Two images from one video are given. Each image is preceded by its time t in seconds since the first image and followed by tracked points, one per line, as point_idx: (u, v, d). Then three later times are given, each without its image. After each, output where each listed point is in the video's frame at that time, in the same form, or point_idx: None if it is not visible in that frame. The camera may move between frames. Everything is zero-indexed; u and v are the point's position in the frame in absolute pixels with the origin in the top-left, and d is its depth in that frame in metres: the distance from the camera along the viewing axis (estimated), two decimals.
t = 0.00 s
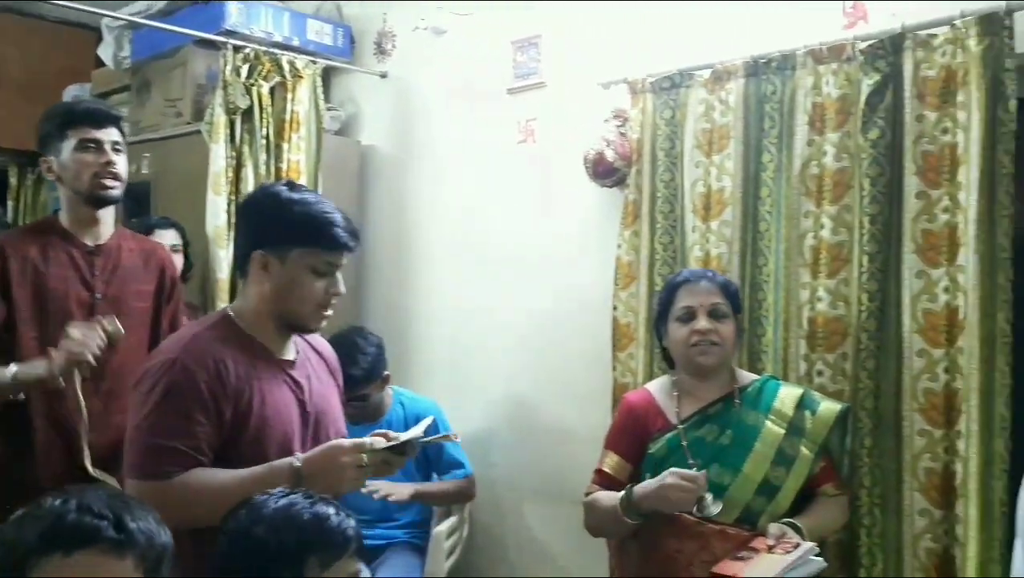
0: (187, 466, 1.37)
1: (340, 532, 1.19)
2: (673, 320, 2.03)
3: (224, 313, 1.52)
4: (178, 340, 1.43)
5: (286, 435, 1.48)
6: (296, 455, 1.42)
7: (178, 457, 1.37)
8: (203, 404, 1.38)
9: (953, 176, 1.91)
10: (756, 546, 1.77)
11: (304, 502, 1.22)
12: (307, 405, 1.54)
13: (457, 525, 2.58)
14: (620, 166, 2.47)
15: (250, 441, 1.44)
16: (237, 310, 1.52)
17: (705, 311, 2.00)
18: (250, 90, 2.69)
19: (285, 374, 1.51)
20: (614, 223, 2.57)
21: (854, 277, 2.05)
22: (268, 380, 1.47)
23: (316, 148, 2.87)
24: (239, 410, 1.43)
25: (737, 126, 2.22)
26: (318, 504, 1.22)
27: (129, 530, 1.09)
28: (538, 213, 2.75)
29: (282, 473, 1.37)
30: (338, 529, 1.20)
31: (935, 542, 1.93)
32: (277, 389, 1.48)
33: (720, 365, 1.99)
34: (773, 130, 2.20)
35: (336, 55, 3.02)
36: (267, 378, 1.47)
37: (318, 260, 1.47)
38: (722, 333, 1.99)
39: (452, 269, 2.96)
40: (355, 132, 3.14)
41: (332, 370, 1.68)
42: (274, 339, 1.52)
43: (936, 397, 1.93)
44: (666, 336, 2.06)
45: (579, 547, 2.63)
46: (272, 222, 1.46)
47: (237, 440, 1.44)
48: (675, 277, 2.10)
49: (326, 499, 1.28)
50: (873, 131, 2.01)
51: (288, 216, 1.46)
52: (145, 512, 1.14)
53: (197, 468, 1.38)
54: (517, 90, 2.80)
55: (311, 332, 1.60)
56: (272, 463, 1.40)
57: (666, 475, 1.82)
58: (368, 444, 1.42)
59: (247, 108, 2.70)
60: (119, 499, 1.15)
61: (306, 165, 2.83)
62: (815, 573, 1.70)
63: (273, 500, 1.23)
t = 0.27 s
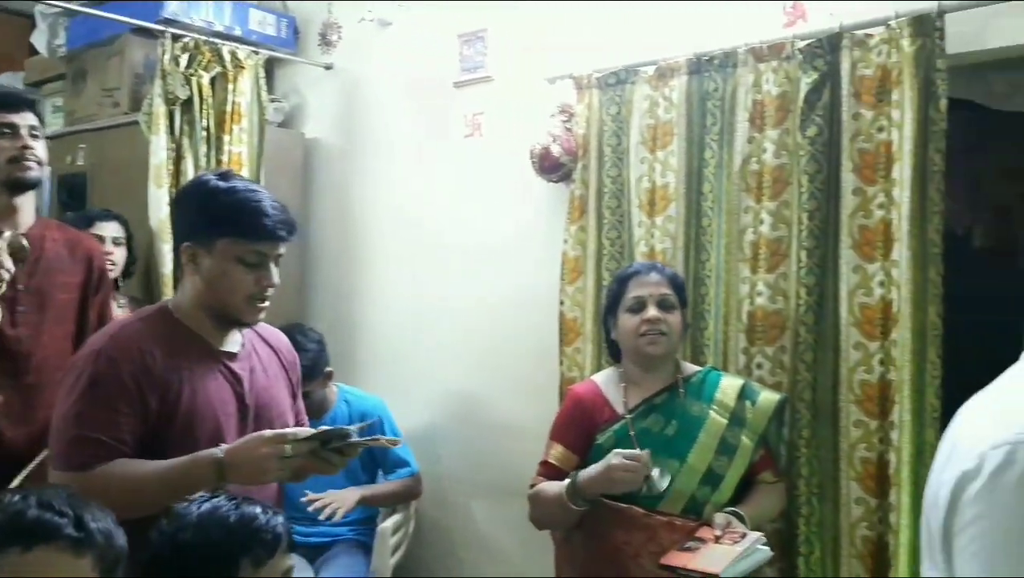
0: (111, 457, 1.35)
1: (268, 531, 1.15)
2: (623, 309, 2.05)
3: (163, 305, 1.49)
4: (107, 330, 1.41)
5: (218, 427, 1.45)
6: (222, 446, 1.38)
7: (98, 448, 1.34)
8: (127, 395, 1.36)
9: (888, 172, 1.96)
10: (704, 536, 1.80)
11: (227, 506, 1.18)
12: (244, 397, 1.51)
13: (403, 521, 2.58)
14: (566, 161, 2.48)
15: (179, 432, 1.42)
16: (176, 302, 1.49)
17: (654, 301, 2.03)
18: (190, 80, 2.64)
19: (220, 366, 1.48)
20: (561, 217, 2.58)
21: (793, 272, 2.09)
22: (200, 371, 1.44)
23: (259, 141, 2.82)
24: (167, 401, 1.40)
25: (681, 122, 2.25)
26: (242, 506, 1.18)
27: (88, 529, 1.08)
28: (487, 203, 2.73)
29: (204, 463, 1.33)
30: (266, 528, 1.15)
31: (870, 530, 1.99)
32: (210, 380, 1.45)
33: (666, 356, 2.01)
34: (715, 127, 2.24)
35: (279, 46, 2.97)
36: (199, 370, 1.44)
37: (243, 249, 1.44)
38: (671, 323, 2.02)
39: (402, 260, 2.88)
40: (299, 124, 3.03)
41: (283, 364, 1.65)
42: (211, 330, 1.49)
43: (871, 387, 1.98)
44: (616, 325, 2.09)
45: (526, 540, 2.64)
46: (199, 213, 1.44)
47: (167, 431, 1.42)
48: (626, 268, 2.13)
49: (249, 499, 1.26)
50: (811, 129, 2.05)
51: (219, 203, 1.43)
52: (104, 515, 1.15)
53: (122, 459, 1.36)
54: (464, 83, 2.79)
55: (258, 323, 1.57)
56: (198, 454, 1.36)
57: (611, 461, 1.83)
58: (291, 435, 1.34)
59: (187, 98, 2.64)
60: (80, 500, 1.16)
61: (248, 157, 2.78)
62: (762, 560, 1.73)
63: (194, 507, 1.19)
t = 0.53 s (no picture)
0: (25, 454, 1.32)
1: (188, 528, 1.14)
2: (567, 304, 2.06)
3: (92, 297, 1.44)
4: (28, 323, 1.37)
5: (141, 426, 1.41)
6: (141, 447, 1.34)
7: (11, 444, 1.31)
8: (41, 392, 1.32)
9: (821, 168, 2.01)
10: (642, 522, 1.86)
11: (148, 501, 1.17)
12: (173, 394, 1.46)
13: (344, 517, 2.50)
14: (508, 154, 2.48)
15: (98, 430, 1.38)
16: (105, 294, 1.44)
17: (599, 296, 2.05)
18: (122, 67, 2.56)
19: (148, 363, 1.43)
20: (502, 211, 2.57)
21: (729, 266, 2.13)
22: (124, 368, 1.40)
23: (194, 129, 2.74)
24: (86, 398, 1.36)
25: (622, 117, 2.27)
26: (164, 502, 1.17)
27: (36, 527, 1.06)
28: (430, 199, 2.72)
29: (119, 465, 1.30)
30: (186, 525, 1.14)
31: (803, 517, 2.04)
32: (134, 377, 1.41)
33: (607, 352, 2.03)
34: (655, 122, 2.26)
35: (215, 34, 2.91)
36: (122, 367, 1.40)
37: (173, 239, 1.41)
38: (614, 318, 2.04)
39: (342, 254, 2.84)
40: (235, 114, 2.98)
41: (219, 359, 1.60)
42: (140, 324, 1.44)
43: (804, 378, 2.03)
44: (559, 318, 2.10)
45: (468, 534, 2.63)
46: (125, 201, 1.40)
47: (86, 428, 1.38)
48: (571, 262, 2.14)
49: (170, 497, 1.23)
50: (747, 125, 2.09)
51: (145, 192, 1.39)
52: (48, 512, 1.11)
53: (36, 457, 1.32)
54: (405, 75, 2.76)
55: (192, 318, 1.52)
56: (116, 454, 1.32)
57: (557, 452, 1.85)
58: (207, 436, 1.32)
59: (119, 86, 2.56)
60: (28, 500, 1.13)
61: (184, 147, 2.70)
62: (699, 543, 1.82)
63: (113, 501, 1.18)
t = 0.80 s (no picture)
0: None
1: (85, 528, 1.28)
2: (505, 300, 2.06)
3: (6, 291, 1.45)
4: None
5: (53, 423, 1.43)
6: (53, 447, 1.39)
7: None
8: None
9: (751, 164, 2.05)
10: (573, 511, 1.89)
11: (47, 498, 1.30)
12: (88, 390, 1.48)
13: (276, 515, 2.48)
14: (445, 146, 2.46)
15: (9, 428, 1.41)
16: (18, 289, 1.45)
17: (536, 293, 2.05)
18: (45, 53, 2.46)
19: (60, 359, 1.45)
20: (439, 203, 2.55)
21: (662, 259, 2.16)
22: (34, 366, 1.42)
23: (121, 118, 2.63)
24: None
25: (559, 110, 2.28)
26: (62, 500, 1.30)
27: None
28: (365, 189, 2.68)
29: (28, 468, 1.34)
30: (82, 524, 1.28)
31: (734, 505, 2.07)
32: (46, 375, 1.43)
33: (545, 347, 2.04)
34: (592, 116, 2.28)
35: (144, 20, 2.82)
36: (33, 365, 1.42)
37: (92, 225, 1.41)
38: (551, 316, 2.04)
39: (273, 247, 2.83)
40: (165, 103, 2.96)
41: (140, 352, 1.62)
42: (53, 320, 1.45)
43: (734, 369, 2.07)
44: (497, 313, 2.10)
45: (403, 528, 2.61)
46: (40, 187, 1.40)
47: None
48: (509, 257, 2.14)
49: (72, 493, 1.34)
50: (681, 121, 2.12)
51: (60, 178, 1.39)
52: None
53: None
54: (341, 65, 2.72)
55: (109, 310, 1.53)
56: (26, 455, 1.37)
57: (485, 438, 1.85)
58: (122, 439, 1.37)
59: (41, 71, 2.46)
60: None
61: (111, 135, 2.58)
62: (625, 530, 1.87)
63: (15, 497, 1.29)
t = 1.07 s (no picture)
0: None
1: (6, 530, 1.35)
2: (443, 292, 2.04)
3: None
4: None
5: None
6: None
7: None
8: None
9: (686, 158, 2.07)
10: (505, 503, 1.87)
11: None
12: None
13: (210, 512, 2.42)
14: (382, 137, 2.43)
15: None
16: None
17: (474, 284, 2.03)
18: None
19: None
20: (377, 196, 2.52)
21: (600, 252, 2.17)
22: None
23: (46, 106, 2.55)
24: None
25: (497, 102, 2.27)
26: None
27: None
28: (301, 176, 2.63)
29: None
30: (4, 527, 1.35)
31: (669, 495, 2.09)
32: None
33: (482, 339, 2.02)
34: (530, 108, 2.27)
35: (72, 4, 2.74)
36: None
37: (15, 218, 1.49)
38: (489, 307, 2.03)
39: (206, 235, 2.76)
40: (93, 90, 2.87)
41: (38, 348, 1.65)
42: None
43: (670, 360, 2.09)
44: (435, 306, 2.08)
45: (341, 523, 2.58)
46: None
47: None
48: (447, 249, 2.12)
49: None
50: (618, 114, 2.13)
51: None
52: None
53: None
54: (276, 53, 2.66)
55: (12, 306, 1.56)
56: None
57: (419, 435, 1.84)
58: (43, 447, 1.47)
59: None
60: None
61: (34, 124, 2.49)
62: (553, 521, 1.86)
63: None
